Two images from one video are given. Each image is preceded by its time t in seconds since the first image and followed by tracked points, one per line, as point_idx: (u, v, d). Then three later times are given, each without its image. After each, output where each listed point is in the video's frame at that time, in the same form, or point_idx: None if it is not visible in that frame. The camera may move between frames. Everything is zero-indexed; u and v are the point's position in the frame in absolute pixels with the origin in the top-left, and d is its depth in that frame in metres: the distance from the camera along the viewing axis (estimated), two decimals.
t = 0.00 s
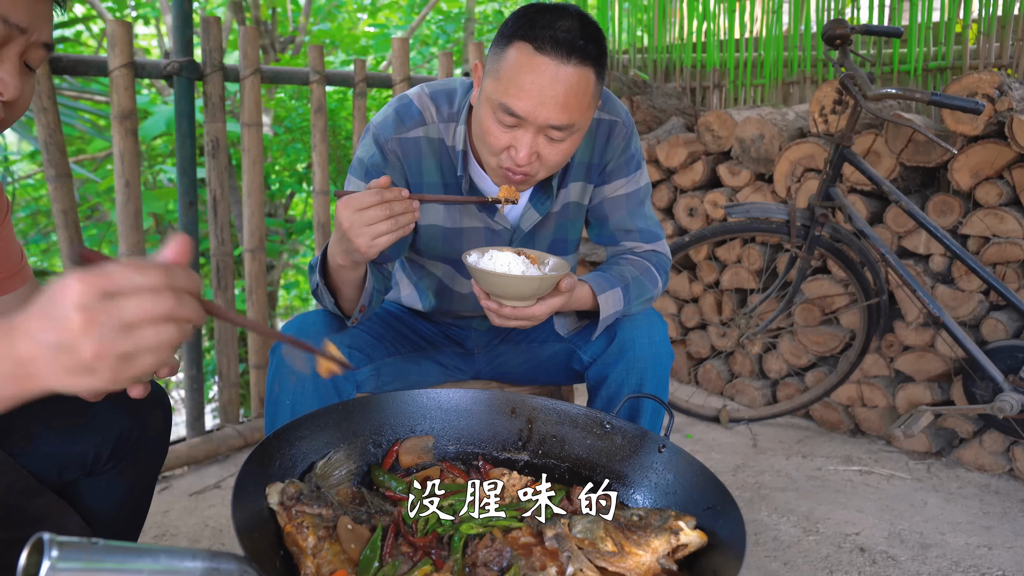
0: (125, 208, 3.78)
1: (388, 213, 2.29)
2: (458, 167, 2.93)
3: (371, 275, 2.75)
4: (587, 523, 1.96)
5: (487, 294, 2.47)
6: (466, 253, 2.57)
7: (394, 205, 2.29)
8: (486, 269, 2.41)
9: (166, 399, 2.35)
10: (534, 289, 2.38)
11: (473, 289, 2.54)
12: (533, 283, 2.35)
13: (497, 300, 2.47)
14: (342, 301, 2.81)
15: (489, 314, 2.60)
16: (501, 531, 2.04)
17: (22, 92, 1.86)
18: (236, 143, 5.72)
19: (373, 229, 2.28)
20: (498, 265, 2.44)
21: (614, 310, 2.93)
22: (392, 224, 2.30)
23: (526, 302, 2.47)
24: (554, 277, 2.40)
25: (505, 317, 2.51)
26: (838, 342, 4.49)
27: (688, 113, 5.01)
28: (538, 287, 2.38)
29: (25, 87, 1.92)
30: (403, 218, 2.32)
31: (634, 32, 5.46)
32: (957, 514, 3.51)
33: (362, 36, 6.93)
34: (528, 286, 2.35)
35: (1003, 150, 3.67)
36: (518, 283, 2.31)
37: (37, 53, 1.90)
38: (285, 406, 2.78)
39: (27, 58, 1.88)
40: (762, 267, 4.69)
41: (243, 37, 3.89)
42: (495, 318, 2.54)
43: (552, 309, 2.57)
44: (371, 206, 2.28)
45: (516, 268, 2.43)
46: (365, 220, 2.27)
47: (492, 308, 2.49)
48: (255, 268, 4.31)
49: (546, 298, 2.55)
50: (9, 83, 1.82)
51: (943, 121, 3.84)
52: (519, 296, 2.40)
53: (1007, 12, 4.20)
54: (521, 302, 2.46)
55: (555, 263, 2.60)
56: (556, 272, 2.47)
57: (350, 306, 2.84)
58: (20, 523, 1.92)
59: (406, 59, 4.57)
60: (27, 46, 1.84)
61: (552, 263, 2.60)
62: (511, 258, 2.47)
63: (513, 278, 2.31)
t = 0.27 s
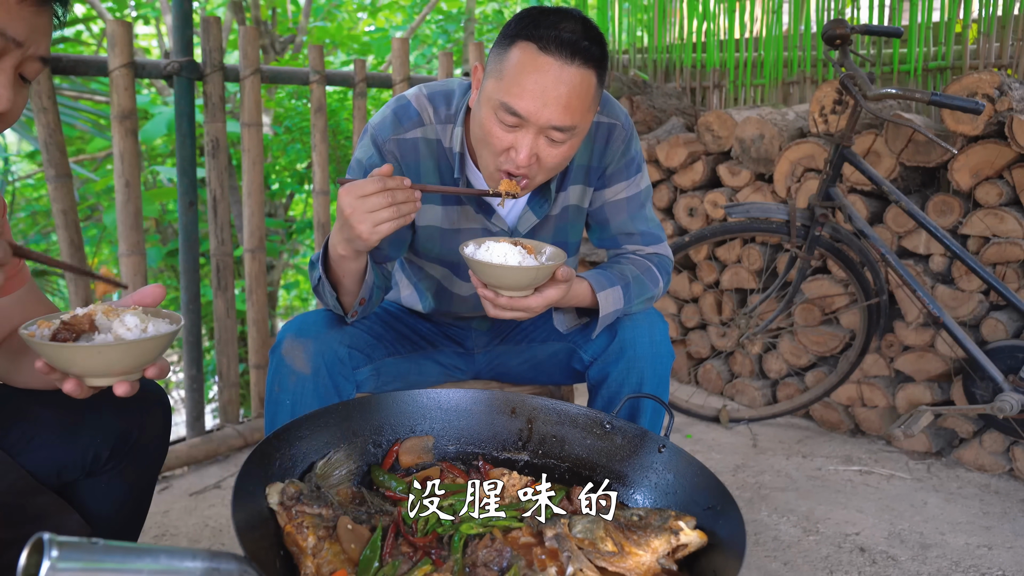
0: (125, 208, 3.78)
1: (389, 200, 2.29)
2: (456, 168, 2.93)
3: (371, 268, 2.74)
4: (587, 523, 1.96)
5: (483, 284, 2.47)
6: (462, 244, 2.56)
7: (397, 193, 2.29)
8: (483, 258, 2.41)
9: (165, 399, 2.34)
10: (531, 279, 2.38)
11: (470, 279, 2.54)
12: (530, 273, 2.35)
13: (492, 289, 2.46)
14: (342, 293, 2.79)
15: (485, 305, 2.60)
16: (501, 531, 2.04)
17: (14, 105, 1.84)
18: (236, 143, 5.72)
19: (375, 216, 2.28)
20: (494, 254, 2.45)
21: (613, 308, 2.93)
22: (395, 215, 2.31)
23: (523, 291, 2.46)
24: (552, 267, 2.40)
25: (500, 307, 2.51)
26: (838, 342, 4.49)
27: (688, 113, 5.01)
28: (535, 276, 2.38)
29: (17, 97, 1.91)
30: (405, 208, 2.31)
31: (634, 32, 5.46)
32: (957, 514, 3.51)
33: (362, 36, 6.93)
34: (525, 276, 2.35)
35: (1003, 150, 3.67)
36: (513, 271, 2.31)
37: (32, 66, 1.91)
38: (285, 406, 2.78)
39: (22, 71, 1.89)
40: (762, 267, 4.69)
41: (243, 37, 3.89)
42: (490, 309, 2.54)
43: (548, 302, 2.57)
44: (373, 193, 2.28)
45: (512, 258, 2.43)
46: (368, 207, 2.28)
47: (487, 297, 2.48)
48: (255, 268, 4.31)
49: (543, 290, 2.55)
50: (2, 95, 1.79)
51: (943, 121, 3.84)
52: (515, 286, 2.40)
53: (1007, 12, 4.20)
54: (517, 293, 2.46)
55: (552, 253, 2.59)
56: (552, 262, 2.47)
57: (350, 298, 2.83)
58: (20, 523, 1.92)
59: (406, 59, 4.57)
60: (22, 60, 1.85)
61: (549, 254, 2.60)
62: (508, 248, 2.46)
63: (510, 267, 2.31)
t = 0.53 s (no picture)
0: (125, 208, 3.78)
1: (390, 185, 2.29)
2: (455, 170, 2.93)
3: (371, 264, 2.74)
4: (587, 523, 1.96)
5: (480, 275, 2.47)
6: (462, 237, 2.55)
7: (399, 179, 2.28)
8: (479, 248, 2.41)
9: (163, 398, 2.34)
10: (525, 270, 2.37)
11: (469, 271, 2.55)
12: (526, 265, 2.35)
13: (489, 280, 2.46)
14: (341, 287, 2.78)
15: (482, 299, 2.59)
16: (501, 530, 2.04)
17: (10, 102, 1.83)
18: (236, 143, 5.72)
19: (377, 203, 2.29)
20: (490, 245, 2.45)
21: (613, 308, 2.94)
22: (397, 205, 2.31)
23: (518, 283, 2.46)
24: (548, 260, 2.40)
25: (496, 298, 2.51)
26: (838, 342, 4.49)
27: (688, 113, 5.01)
28: (530, 269, 2.38)
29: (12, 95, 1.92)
30: (407, 196, 2.32)
31: (634, 32, 5.46)
32: (957, 514, 3.51)
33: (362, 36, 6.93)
34: (521, 267, 2.35)
35: (1003, 150, 3.67)
36: (508, 261, 2.32)
37: (28, 64, 1.91)
38: (284, 406, 2.78)
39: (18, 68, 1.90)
40: (762, 267, 4.68)
41: (243, 37, 3.89)
42: (489, 301, 2.54)
43: (545, 297, 2.56)
44: (376, 180, 2.28)
45: (509, 249, 2.42)
46: (369, 192, 2.28)
47: (483, 288, 2.48)
48: (255, 268, 4.31)
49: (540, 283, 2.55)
50: None
51: (943, 122, 3.84)
52: (510, 276, 2.40)
53: (1007, 12, 4.20)
54: (513, 284, 2.46)
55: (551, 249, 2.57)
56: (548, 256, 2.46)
57: (348, 292, 2.82)
58: (21, 523, 1.92)
59: (406, 59, 4.57)
60: (16, 57, 1.86)
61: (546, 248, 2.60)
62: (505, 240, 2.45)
63: (506, 258, 2.31)
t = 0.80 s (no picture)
0: (125, 208, 3.78)
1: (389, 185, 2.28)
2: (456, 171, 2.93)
3: (370, 262, 2.75)
4: (587, 523, 1.96)
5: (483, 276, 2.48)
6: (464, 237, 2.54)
7: (398, 180, 2.28)
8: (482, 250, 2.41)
9: (165, 400, 2.36)
10: (528, 273, 2.38)
11: (471, 272, 2.55)
12: (528, 268, 2.35)
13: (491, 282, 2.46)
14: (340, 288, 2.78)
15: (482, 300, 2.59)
16: (501, 530, 2.04)
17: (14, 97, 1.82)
18: (236, 143, 5.72)
19: (375, 203, 2.29)
20: (493, 247, 2.45)
21: (614, 308, 2.94)
22: (394, 206, 2.31)
23: (519, 286, 2.46)
24: (551, 263, 2.40)
25: (497, 300, 2.51)
26: (838, 342, 4.49)
27: (688, 113, 5.01)
28: (532, 272, 2.38)
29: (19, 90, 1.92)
30: (406, 197, 2.31)
31: (634, 32, 5.46)
32: (957, 514, 3.51)
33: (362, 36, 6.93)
34: (522, 269, 2.35)
35: (1003, 150, 3.67)
36: (509, 264, 2.32)
37: (34, 58, 1.92)
38: (284, 407, 2.78)
39: (25, 63, 1.90)
40: (762, 267, 4.68)
41: (243, 37, 3.89)
42: (491, 303, 2.54)
43: (546, 298, 2.56)
44: (375, 183, 2.28)
45: (511, 251, 2.43)
46: (368, 193, 2.28)
47: (483, 289, 2.48)
48: (255, 268, 4.31)
49: (541, 284, 2.55)
50: (2, 87, 1.79)
51: (943, 122, 3.84)
52: (512, 279, 2.40)
53: (1007, 12, 4.20)
54: (516, 286, 2.46)
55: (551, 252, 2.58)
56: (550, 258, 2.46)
57: (347, 292, 2.82)
58: (21, 523, 1.93)
59: (406, 59, 4.57)
60: (23, 51, 1.86)
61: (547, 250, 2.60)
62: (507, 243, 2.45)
63: (508, 261, 2.31)
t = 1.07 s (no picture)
0: (125, 208, 3.78)
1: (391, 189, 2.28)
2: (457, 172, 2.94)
3: (371, 263, 2.75)
4: (587, 523, 1.96)
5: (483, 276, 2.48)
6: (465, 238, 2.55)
7: (399, 184, 2.28)
8: (482, 251, 2.41)
9: (164, 401, 2.34)
10: (529, 274, 2.38)
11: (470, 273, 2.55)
12: (529, 269, 2.35)
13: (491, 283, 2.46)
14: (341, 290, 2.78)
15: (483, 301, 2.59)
16: (501, 530, 2.04)
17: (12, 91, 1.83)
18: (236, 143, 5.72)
19: (377, 207, 2.28)
20: (493, 249, 2.45)
21: (614, 308, 2.94)
22: (395, 210, 2.31)
23: (520, 287, 2.46)
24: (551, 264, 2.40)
25: (497, 301, 2.51)
26: (838, 342, 4.49)
27: (688, 113, 5.01)
28: (532, 273, 2.38)
29: (21, 88, 1.93)
30: (407, 200, 2.32)
31: (634, 32, 5.46)
32: (957, 514, 3.51)
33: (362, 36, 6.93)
34: (522, 270, 2.35)
35: (1003, 150, 3.67)
36: (509, 265, 2.32)
37: (37, 55, 1.93)
38: (284, 406, 2.78)
39: (27, 61, 1.91)
40: (762, 267, 4.68)
41: (243, 37, 3.89)
42: (490, 304, 2.54)
43: (546, 298, 2.56)
44: (377, 187, 2.28)
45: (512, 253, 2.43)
46: (369, 197, 2.28)
47: (484, 291, 2.48)
48: (255, 268, 4.31)
49: (541, 285, 2.55)
50: None
51: (943, 122, 3.84)
52: (512, 280, 2.40)
53: (1007, 12, 4.20)
54: (516, 287, 2.46)
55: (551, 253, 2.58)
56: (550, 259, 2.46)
57: (349, 294, 2.82)
58: (21, 523, 1.93)
59: (406, 59, 4.57)
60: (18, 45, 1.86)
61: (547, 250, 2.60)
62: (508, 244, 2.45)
63: (508, 262, 2.31)
